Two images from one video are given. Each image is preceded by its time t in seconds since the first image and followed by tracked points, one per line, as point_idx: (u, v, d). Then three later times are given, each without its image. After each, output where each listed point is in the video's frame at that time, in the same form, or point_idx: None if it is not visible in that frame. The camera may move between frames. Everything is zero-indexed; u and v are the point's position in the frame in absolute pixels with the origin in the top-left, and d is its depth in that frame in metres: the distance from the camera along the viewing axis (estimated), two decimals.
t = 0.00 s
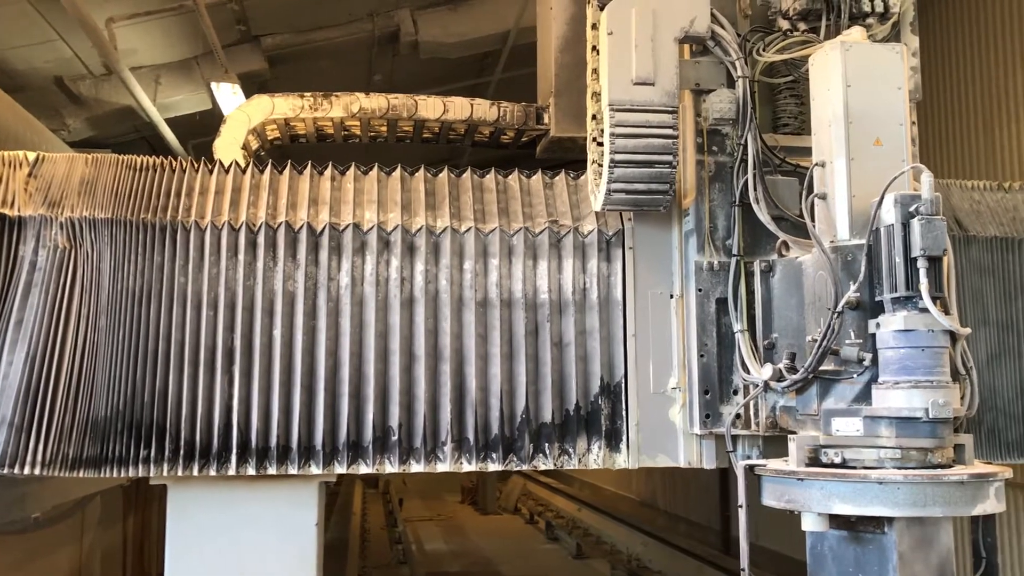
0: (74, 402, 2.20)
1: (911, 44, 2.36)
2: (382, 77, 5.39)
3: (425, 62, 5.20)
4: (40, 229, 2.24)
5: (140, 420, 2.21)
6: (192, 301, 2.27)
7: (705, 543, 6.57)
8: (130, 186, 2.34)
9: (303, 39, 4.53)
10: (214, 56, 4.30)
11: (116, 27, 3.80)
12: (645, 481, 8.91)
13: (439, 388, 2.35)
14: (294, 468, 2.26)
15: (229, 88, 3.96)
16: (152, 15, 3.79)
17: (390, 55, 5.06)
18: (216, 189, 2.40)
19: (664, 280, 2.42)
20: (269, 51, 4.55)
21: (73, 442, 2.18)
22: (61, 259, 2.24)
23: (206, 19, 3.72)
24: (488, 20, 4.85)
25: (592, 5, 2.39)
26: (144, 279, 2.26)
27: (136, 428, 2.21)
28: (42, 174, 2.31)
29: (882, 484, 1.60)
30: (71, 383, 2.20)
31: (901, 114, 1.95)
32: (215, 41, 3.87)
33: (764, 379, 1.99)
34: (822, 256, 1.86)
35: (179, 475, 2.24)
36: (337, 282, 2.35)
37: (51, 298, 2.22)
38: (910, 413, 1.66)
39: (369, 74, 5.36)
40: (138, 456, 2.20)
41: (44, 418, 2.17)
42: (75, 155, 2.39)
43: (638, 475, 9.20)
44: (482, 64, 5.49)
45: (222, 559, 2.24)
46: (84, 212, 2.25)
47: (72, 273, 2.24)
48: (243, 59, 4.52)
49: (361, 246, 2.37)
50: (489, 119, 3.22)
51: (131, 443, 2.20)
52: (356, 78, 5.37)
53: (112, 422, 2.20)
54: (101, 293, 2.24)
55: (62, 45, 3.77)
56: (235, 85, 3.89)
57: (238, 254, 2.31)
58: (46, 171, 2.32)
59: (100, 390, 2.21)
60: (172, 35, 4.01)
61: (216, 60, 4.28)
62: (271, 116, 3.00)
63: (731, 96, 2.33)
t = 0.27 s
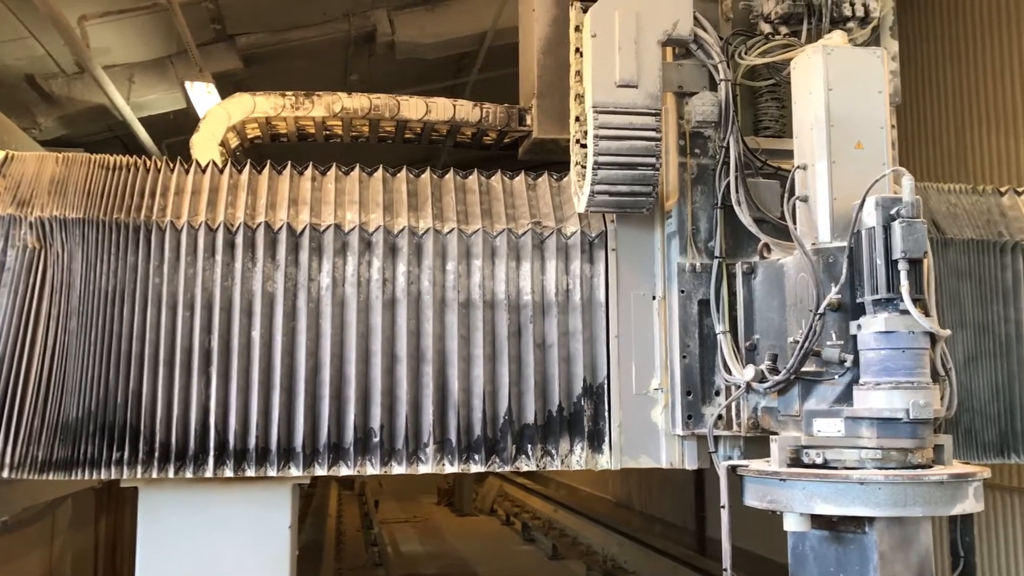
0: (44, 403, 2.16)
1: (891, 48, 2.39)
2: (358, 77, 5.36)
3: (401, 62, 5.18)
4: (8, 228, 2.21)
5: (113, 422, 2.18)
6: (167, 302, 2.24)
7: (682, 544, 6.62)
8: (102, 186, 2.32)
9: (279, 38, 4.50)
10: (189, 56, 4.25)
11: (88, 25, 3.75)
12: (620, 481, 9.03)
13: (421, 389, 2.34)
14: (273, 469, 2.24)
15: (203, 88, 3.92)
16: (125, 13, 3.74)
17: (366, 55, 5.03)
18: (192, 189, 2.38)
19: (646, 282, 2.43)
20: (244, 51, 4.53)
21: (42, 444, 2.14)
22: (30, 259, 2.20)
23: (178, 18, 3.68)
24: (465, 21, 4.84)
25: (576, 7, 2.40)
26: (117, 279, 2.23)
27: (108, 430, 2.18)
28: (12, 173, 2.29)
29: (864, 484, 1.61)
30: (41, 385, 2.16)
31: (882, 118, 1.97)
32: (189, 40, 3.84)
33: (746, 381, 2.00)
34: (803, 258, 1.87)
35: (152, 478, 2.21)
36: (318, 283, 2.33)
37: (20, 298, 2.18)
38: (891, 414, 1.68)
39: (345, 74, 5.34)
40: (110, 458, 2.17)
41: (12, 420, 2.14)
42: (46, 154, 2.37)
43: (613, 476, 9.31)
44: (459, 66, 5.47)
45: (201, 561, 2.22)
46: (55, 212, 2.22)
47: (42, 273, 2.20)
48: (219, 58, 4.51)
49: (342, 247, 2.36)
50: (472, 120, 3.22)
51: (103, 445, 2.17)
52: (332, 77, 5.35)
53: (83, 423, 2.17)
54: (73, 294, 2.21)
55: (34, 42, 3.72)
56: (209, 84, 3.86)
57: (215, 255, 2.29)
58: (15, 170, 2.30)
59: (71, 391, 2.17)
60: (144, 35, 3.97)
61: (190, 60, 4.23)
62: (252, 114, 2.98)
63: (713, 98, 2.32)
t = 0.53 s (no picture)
0: (8, 406, 2.12)
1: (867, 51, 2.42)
2: (330, 76, 5.32)
3: (374, 61, 5.15)
4: None
5: (80, 425, 2.14)
6: (138, 302, 2.21)
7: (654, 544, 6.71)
8: (68, 185, 2.27)
9: (251, 36, 4.46)
10: (159, 54, 4.20)
11: (55, 22, 3.70)
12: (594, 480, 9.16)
13: (399, 390, 2.32)
14: (249, 471, 2.21)
15: (173, 85, 3.85)
16: (93, 10, 3.69)
17: (339, 54, 5.00)
18: (164, 188, 2.35)
19: (625, 283, 2.43)
20: (215, 49, 4.49)
21: (6, 447, 2.11)
22: None
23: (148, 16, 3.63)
24: (438, 20, 4.83)
25: (555, 8, 2.40)
26: (85, 279, 2.19)
27: (76, 433, 2.14)
28: None
29: (842, 483, 1.62)
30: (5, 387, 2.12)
31: (860, 120, 1.99)
32: (158, 38, 3.79)
33: (725, 380, 2.01)
34: (782, 258, 1.89)
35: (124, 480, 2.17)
36: (295, 283, 2.31)
37: None
38: (869, 413, 1.69)
39: (317, 72, 5.30)
40: (78, 460, 2.14)
41: None
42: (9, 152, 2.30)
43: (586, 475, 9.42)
44: (432, 65, 5.45)
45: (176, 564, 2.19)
46: (20, 210, 2.18)
47: (6, 273, 2.16)
48: (190, 55, 4.47)
49: (319, 247, 2.34)
50: (451, 120, 3.21)
51: (71, 448, 2.14)
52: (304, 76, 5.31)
53: (49, 426, 2.13)
54: (38, 294, 2.17)
55: None
56: (179, 82, 3.80)
57: (189, 254, 2.26)
58: None
59: (37, 394, 2.14)
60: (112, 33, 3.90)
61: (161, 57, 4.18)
62: (228, 112, 2.91)
63: (693, 100, 2.35)
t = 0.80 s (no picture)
0: None
1: (844, 50, 2.44)
2: (302, 72, 5.29)
3: (345, 58, 5.13)
4: None
5: (47, 424, 2.11)
6: (109, 300, 2.17)
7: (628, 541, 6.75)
8: (33, 181, 2.21)
9: (221, 32, 4.41)
10: (127, 49, 4.14)
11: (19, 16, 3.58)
12: (566, 477, 9.37)
13: (378, 388, 2.31)
14: (225, 471, 2.19)
15: (142, 81, 3.82)
16: (59, 4, 3.61)
17: (310, 51, 4.96)
18: (136, 184, 2.31)
19: (604, 280, 2.42)
20: (185, 45, 4.43)
21: None
22: None
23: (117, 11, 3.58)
24: (410, 17, 4.83)
25: (534, 5, 2.39)
26: (52, 277, 2.15)
27: (43, 433, 2.11)
28: None
29: (820, 479, 1.64)
30: None
31: (836, 119, 2.01)
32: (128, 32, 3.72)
33: (704, 377, 2.02)
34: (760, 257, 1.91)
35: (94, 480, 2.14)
36: (272, 281, 2.28)
37: None
38: (847, 409, 1.71)
39: (288, 69, 5.26)
40: (46, 461, 2.10)
41: None
42: None
43: (560, 473, 9.62)
44: (404, 62, 5.43)
45: (151, 565, 2.17)
46: None
47: None
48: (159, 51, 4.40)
49: (296, 245, 2.31)
50: (429, 118, 3.19)
51: (38, 448, 2.10)
52: (276, 72, 5.27)
53: (15, 426, 2.10)
54: (3, 292, 2.12)
55: None
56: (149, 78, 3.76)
57: (162, 252, 2.22)
58: None
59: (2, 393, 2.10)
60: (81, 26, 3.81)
61: (129, 53, 4.12)
62: (204, 108, 2.85)
63: (671, 98, 2.34)
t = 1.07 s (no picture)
0: None
1: (822, 48, 2.46)
2: (275, 67, 5.25)
3: (318, 53, 5.10)
4: None
5: (20, 423, 2.08)
6: (84, 297, 2.14)
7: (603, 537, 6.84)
8: (4, 177, 2.18)
9: (193, 27, 4.36)
10: (97, 43, 4.10)
11: None
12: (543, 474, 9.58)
13: (359, 385, 2.30)
14: (204, 469, 2.17)
15: (113, 76, 3.79)
16: None
17: (283, 46, 4.92)
18: (111, 180, 2.28)
19: (585, 276, 2.43)
20: (156, 39, 4.37)
21: None
22: None
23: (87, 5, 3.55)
24: (384, 13, 4.81)
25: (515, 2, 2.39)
26: (24, 273, 2.12)
27: (15, 432, 2.07)
28: None
29: (800, 474, 1.66)
30: None
31: (816, 117, 2.02)
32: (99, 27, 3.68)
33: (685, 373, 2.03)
34: (741, 253, 1.93)
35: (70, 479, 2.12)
36: (251, 277, 2.26)
37: None
38: (826, 404, 1.73)
39: (262, 64, 5.22)
40: (19, 460, 2.07)
41: None
42: None
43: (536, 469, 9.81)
44: (379, 58, 5.41)
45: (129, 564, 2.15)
46: None
47: None
48: (130, 45, 4.34)
49: (276, 241, 2.29)
50: (409, 114, 3.16)
51: (11, 447, 2.07)
52: (249, 67, 5.22)
53: None
54: None
55: None
56: (120, 73, 3.74)
57: (139, 248, 2.20)
58: None
59: None
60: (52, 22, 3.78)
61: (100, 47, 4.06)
62: (182, 103, 2.81)
63: (652, 95, 2.34)
